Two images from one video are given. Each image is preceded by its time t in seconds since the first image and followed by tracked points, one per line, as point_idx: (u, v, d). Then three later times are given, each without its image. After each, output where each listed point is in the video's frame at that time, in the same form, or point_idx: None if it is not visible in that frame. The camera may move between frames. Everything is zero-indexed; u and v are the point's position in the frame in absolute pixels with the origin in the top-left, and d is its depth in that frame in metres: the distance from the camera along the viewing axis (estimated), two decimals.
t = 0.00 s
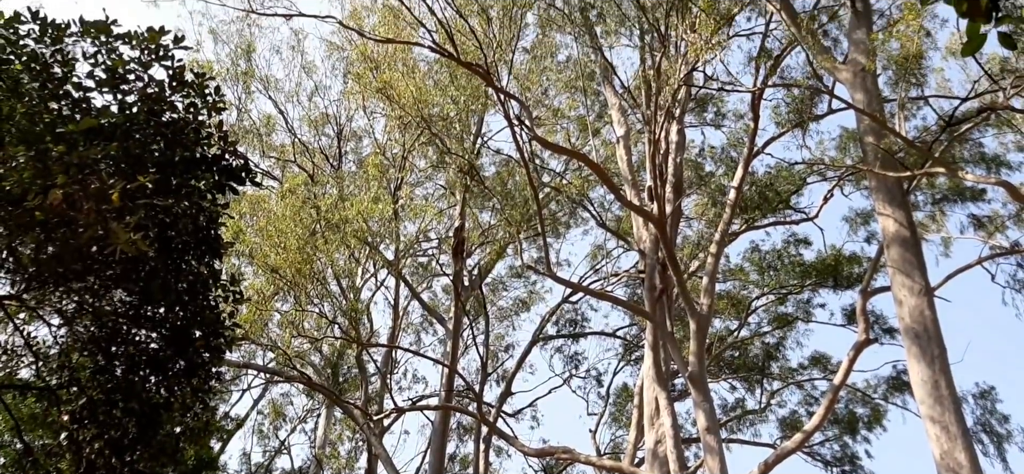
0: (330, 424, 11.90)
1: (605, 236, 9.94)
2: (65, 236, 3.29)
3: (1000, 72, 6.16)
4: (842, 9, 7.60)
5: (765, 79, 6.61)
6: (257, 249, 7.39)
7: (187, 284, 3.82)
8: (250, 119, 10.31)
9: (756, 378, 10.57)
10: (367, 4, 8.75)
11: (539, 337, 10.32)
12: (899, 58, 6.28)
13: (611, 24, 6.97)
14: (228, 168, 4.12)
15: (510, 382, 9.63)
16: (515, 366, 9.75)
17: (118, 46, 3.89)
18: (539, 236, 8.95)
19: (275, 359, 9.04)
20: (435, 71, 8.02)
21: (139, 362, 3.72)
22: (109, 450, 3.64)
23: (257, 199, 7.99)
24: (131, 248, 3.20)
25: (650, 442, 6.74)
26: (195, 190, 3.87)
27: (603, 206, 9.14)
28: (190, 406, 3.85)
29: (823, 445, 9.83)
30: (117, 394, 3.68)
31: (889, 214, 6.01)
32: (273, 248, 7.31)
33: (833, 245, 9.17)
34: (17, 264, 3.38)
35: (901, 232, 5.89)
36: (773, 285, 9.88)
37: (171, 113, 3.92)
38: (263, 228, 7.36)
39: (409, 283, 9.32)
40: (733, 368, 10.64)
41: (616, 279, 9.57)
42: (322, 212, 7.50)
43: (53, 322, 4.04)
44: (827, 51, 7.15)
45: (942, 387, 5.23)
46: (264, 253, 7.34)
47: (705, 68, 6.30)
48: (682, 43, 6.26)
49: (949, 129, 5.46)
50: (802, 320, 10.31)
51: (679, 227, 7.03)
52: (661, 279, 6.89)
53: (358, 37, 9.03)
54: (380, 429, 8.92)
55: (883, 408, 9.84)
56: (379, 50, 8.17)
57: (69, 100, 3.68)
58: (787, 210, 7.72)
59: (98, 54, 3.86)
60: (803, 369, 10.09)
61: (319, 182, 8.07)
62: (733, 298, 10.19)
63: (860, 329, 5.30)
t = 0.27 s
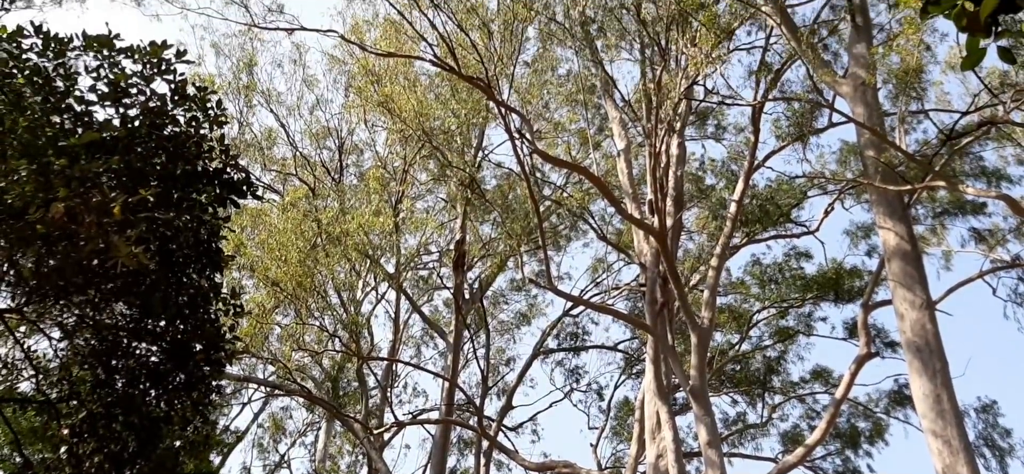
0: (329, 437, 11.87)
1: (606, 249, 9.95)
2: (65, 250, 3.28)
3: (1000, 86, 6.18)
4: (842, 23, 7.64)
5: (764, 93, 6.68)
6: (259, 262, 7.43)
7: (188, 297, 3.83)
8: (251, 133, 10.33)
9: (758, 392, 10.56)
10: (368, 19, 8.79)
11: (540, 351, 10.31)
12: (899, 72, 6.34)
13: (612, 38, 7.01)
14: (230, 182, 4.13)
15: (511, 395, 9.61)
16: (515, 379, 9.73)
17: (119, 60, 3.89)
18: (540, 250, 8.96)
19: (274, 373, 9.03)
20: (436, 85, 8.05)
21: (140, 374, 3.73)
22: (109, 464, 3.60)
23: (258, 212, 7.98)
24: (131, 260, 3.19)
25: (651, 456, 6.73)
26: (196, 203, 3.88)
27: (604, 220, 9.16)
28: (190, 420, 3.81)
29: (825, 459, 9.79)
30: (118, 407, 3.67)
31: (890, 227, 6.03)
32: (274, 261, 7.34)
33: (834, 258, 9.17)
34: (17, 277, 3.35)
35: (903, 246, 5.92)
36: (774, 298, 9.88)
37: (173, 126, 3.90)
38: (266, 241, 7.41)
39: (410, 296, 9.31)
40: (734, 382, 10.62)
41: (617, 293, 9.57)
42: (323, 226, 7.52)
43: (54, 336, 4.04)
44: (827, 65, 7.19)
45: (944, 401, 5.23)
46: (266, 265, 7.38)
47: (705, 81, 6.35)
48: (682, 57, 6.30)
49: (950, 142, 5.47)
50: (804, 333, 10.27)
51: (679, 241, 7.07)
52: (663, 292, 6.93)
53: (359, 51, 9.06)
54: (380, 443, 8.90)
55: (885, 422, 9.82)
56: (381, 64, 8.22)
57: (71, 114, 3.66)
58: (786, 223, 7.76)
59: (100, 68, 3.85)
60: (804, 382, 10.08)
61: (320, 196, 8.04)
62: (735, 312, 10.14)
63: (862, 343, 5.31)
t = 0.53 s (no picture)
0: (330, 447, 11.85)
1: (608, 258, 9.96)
2: (67, 259, 3.27)
3: (1001, 95, 6.18)
4: (842, 32, 7.65)
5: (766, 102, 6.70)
6: (259, 272, 7.47)
7: (189, 306, 3.83)
8: (253, 142, 10.36)
9: (760, 401, 10.55)
10: (370, 28, 8.82)
11: (541, 360, 10.31)
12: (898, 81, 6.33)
13: (613, 47, 6.99)
14: (231, 191, 4.12)
15: (512, 405, 9.60)
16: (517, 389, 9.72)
17: (123, 69, 3.90)
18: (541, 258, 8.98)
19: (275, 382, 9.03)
20: (438, 94, 8.07)
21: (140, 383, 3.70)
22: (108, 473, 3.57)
23: (258, 221, 8.00)
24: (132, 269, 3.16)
25: (653, 465, 6.72)
26: (197, 212, 3.86)
27: (605, 229, 9.17)
28: (191, 430, 3.81)
29: (827, 468, 9.77)
30: (118, 416, 3.65)
31: (892, 236, 6.05)
32: (275, 270, 7.37)
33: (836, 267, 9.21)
34: (18, 286, 3.35)
35: (904, 254, 5.94)
36: (775, 307, 9.95)
37: (175, 135, 3.91)
38: (268, 250, 7.44)
39: (411, 304, 9.30)
40: (736, 392, 10.61)
41: (619, 302, 9.58)
42: (324, 234, 7.51)
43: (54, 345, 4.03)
44: (828, 74, 7.24)
45: (947, 410, 5.24)
46: (267, 274, 7.40)
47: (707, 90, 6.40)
48: (682, 67, 6.35)
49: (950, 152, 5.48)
50: (806, 343, 10.28)
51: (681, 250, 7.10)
52: (664, 302, 6.96)
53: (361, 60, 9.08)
54: (381, 452, 8.89)
55: (887, 432, 9.80)
56: (382, 73, 8.27)
57: (73, 123, 3.67)
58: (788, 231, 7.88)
59: (103, 78, 3.86)
60: (806, 392, 10.06)
61: (323, 204, 7.98)
62: (737, 321, 10.17)
63: (863, 353, 5.32)
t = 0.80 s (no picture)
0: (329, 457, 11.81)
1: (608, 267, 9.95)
2: (64, 268, 3.28)
3: (1003, 103, 6.20)
4: (843, 40, 7.65)
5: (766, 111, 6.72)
6: (259, 281, 7.50)
7: (187, 315, 3.73)
8: (251, 150, 10.35)
9: (762, 412, 10.53)
10: (369, 36, 8.82)
11: (541, 369, 10.28)
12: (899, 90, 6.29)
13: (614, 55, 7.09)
14: (229, 199, 4.06)
15: (512, 415, 9.57)
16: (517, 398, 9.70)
17: (120, 77, 3.88)
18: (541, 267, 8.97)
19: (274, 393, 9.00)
20: (438, 102, 8.08)
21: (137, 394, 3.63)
22: None
23: (257, 230, 7.99)
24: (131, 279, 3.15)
25: None
26: (195, 221, 3.82)
27: (606, 238, 9.17)
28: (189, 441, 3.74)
29: None
30: (116, 426, 3.59)
31: (896, 246, 6.36)
32: (274, 278, 7.38)
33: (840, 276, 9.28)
34: (15, 294, 3.35)
35: (907, 265, 6.26)
36: (777, 316, 10.23)
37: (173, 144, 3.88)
38: (267, 258, 7.43)
39: (410, 313, 9.28)
40: (738, 402, 10.58)
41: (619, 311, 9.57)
42: (323, 243, 7.45)
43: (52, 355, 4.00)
44: (829, 82, 7.28)
45: (949, 419, 5.54)
46: (266, 283, 7.44)
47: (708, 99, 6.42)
48: (684, 75, 6.26)
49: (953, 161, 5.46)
50: (807, 352, 10.41)
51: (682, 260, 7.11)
52: (665, 312, 7.00)
53: (360, 68, 9.07)
54: (381, 463, 8.85)
55: (890, 442, 9.78)
56: (382, 81, 8.28)
57: (71, 131, 3.64)
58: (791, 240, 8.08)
59: (100, 85, 3.84)
60: (808, 402, 10.04)
61: (322, 213, 7.98)
62: (738, 331, 10.29)
63: (867, 362, 5.33)
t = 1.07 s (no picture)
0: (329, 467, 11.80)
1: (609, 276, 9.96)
2: (65, 277, 3.27)
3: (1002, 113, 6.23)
4: (842, 51, 7.69)
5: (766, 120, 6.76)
6: (259, 290, 7.49)
7: (188, 325, 3.72)
8: (252, 160, 10.37)
9: (762, 421, 10.54)
10: (370, 46, 8.85)
11: (542, 379, 10.29)
12: (897, 101, 6.33)
13: (614, 66, 7.13)
14: (230, 209, 4.06)
15: (512, 424, 9.57)
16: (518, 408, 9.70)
17: (122, 87, 3.89)
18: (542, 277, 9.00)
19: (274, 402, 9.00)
20: (439, 111, 8.10)
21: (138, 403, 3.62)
22: None
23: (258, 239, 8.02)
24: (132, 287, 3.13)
25: None
26: (197, 230, 3.78)
27: (607, 247, 9.20)
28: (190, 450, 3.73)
29: None
30: (117, 435, 3.59)
31: (895, 256, 6.37)
32: (275, 288, 7.39)
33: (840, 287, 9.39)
34: (16, 303, 3.35)
35: (907, 275, 6.26)
36: (777, 326, 10.33)
37: (174, 153, 3.87)
38: (268, 268, 7.45)
39: (411, 323, 9.28)
40: (739, 411, 10.58)
41: (620, 321, 9.59)
42: (324, 253, 7.47)
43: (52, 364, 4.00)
44: (828, 92, 7.29)
45: (949, 429, 5.54)
46: (267, 293, 7.46)
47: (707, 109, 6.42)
48: (683, 85, 6.27)
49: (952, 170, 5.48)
50: (808, 361, 10.43)
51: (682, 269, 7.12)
52: (665, 321, 7.04)
53: (361, 78, 9.09)
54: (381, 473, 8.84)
55: (890, 452, 9.78)
56: (382, 91, 8.29)
57: (73, 141, 3.65)
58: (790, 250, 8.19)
59: (102, 95, 3.86)
60: (809, 412, 10.04)
61: (322, 222, 7.99)
62: (738, 340, 10.32)
63: (867, 372, 5.34)
